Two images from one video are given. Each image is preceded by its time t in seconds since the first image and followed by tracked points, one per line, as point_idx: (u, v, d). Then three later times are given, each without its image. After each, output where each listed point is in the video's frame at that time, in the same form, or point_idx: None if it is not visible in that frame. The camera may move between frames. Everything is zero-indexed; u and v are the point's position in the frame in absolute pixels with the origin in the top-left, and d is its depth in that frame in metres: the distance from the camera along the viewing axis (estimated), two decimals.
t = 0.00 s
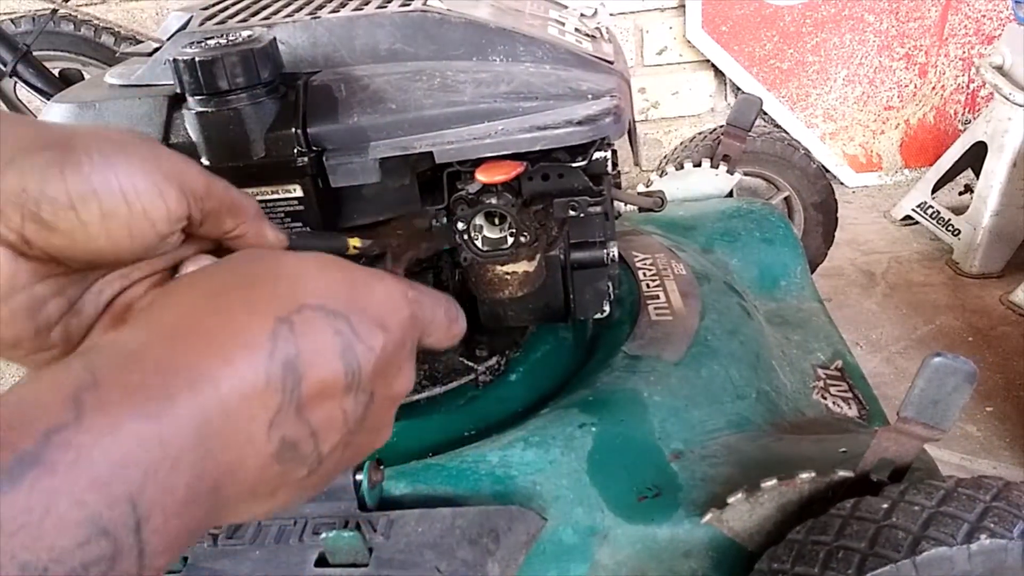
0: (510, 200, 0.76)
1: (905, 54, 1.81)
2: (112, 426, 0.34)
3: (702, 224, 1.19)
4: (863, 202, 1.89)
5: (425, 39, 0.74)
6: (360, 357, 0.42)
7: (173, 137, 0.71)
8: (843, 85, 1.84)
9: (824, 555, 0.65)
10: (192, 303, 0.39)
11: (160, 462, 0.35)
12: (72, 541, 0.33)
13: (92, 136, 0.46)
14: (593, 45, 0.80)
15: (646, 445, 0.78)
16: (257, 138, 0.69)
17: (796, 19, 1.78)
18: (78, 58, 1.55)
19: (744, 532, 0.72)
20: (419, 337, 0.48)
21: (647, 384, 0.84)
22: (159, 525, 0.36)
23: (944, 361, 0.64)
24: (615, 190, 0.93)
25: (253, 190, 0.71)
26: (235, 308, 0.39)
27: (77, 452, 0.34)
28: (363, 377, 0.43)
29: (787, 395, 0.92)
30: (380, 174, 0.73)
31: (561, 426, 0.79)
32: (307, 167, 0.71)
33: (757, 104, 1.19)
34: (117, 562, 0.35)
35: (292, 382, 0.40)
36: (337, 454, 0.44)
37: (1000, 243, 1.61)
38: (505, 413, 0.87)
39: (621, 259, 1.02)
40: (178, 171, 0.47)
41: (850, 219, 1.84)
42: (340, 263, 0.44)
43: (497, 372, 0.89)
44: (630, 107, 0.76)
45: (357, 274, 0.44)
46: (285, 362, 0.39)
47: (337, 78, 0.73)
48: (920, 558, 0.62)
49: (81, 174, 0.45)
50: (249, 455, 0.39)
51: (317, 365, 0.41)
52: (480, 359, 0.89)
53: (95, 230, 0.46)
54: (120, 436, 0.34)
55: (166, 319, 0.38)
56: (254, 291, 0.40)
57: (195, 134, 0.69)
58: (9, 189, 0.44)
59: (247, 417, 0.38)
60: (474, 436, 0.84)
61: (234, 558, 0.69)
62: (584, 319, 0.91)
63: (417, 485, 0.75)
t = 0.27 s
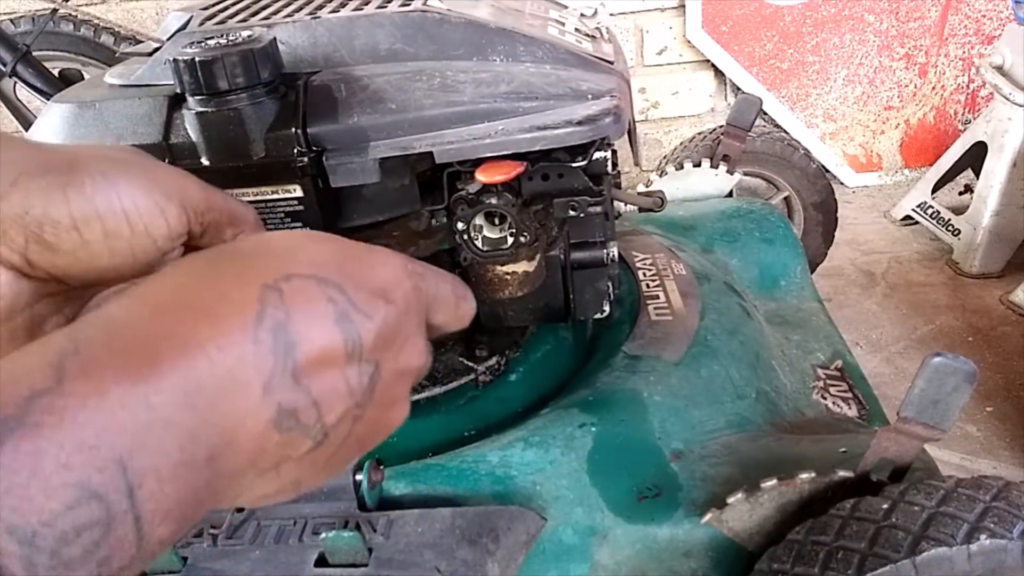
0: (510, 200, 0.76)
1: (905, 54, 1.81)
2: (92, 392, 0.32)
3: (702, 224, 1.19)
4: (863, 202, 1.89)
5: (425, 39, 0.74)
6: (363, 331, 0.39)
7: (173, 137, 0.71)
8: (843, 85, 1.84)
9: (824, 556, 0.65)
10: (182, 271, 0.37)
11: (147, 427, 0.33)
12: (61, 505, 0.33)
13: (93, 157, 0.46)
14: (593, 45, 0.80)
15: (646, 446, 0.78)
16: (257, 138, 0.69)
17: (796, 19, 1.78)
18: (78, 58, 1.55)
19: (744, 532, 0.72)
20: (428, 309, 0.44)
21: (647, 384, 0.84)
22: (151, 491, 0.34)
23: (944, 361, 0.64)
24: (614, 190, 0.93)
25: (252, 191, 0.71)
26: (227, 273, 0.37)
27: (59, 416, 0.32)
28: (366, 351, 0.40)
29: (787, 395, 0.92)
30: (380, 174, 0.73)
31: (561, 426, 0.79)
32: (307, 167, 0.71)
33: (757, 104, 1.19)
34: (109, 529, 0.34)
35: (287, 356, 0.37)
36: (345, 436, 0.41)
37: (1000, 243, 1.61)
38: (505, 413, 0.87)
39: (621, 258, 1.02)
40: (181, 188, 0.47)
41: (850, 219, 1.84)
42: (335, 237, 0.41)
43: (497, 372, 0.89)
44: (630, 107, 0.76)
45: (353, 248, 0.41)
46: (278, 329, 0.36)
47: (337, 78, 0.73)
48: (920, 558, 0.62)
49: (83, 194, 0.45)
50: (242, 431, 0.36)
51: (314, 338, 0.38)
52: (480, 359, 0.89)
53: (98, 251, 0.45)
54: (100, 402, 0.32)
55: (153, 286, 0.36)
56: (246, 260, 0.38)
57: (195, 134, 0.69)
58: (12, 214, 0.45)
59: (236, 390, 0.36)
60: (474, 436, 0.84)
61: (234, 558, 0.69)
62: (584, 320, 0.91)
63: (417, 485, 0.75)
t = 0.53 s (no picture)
0: (510, 200, 0.76)
1: (905, 54, 1.81)
2: (137, 359, 0.32)
3: (702, 224, 1.19)
4: (863, 202, 1.89)
5: (425, 39, 0.74)
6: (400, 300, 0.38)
7: (173, 137, 0.71)
8: (843, 85, 1.84)
9: (825, 555, 0.65)
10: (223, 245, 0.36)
11: (195, 394, 0.32)
12: (109, 471, 0.31)
13: (106, 171, 0.48)
14: (593, 45, 0.80)
15: (647, 446, 0.78)
16: (257, 137, 0.69)
17: (796, 19, 1.78)
18: (77, 58, 1.55)
19: (744, 532, 0.72)
20: (463, 290, 0.43)
21: (647, 384, 0.84)
22: (199, 459, 0.33)
23: (944, 361, 0.64)
24: (614, 191, 0.93)
25: (252, 190, 0.71)
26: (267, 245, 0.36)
27: (104, 384, 0.31)
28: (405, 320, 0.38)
29: (787, 395, 0.92)
30: (380, 174, 0.73)
31: (561, 426, 0.79)
32: (307, 168, 0.71)
33: (756, 104, 1.19)
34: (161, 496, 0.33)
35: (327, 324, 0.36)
36: (390, 412, 0.40)
37: (1000, 243, 1.61)
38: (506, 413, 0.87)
39: (621, 259, 1.02)
40: (190, 198, 0.47)
41: (850, 219, 1.84)
42: (368, 214, 0.40)
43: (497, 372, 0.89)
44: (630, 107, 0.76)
45: (389, 225, 0.40)
46: (319, 299, 0.35)
47: (337, 78, 0.73)
48: (921, 558, 0.62)
49: (96, 204, 0.46)
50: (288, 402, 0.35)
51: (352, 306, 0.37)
52: (480, 359, 0.88)
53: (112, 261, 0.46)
54: (144, 370, 0.32)
55: (191, 262, 0.35)
56: (283, 233, 0.37)
57: (196, 134, 0.69)
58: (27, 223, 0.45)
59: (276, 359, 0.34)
60: (474, 436, 0.84)
61: (234, 558, 0.69)
62: (584, 320, 0.91)
63: (417, 485, 0.75)
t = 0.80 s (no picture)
0: (510, 201, 0.76)
1: (905, 54, 1.81)
2: (200, 304, 0.35)
3: (702, 224, 1.19)
4: (863, 202, 1.89)
5: (425, 39, 0.74)
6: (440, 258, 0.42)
7: (173, 137, 0.71)
8: (843, 85, 1.84)
9: (824, 555, 0.65)
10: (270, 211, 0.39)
11: (260, 337, 0.35)
12: (187, 402, 0.34)
13: (128, 160, 0.58)
14: (593, 45, 0.80)
15: (647, 445, 0.78)
16: (256, 138, 0.69)
17: (796, 19, 1.78)
18: (78, 58, 1.55)
19: (744, 532, 0.72)
20: (492, 259, 0.46)
21: (647, 384, 0.84)
22: (266, 398, 0.36)
23: (944, 361, 0.64)
24: (614, 191, 0.93)
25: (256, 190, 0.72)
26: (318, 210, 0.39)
27: (183, 322, 0.34)
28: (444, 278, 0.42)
29: (787, 395, 0.92)
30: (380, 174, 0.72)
31: (561, 426, 0.79)
32: (308, 168, 0.71)
33: (757, 104, 1.19)
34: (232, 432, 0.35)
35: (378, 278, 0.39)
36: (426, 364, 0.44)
37: (1000, 243, 1.61)
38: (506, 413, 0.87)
39: (621, 258, 1.02)
40: (203, 191, 0.57)
41: (850, 219, 1.84)
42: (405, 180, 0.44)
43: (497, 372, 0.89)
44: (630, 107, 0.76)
45: (420, 192, 0.43)
46: (367, 254, 0.39)
47: (337, 78, 0.73)
48: (920, 558, 0.62)
49: (116, 190, 0.57)
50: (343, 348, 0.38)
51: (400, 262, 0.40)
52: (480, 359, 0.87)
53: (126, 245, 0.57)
54: (219, 314, 0.35)
55: (252, 219, 0.38)
56: (327, 198, 0.40)
57: (195, 134, 0.69)
58: (50, 204, 0.57)
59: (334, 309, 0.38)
60: (474, 436, 0.85)
61: (233, 558, 0.69)
62: (584, 320, 0.91)
63: (417, 485, 0.75)
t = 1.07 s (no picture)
0: (509, 201, 0.76)
1: (905, 54, 1.81)
2: (326, 335, 0.33)
3: (702, 224, 1.19)
4: (863, 202, 1.89)
5: (424, 39, 0.74)
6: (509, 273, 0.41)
7: (172, 136, 0.71)
8: (843, 85, 1.84)
9: (822, 556, 0.65)
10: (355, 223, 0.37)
11: (392, 362, 0.33)
12: (327, 441, 0.32)
13: (133, 158, 0.55)
14: (593, 45, 0.80)
15: (646, 445, 0.78)
16: (256, 137, 0.69)
17: (796, 19, 1.78)
18: (77, 58, 1.55)
19: (743, 532, 0.72)
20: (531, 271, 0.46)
21: (647, 384, 0.84)
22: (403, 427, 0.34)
23: (943, 361, 0.64)
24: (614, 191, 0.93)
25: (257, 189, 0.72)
26: (395, 198, 0.38)
27: (313, 353, 0.32)
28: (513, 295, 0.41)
29: (786, 395, 0.92)
30: (379, 173, 0.73)
31: (560, 426, 0.79)
32: (307, 168, 0.71)
33: (756, 104, 1.19)
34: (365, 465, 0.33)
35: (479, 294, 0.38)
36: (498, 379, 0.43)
37: (1000, 243, 1.61)
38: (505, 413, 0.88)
39: (621, 258, 1.02)
40: (214, 191, 0.55)
41: (850, 219, 1.84)
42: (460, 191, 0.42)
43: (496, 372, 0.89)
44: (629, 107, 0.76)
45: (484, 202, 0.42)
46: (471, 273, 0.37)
47: (336, 78, 0.73)
48: (918, 558, 0.62)
49: (119, 189, 0.54)
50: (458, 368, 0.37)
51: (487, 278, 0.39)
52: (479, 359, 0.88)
53: (127, 245, 0.57)
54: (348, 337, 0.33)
55: (348, 235, 0.36)
56: (414, 207, 0.38)
57: (195, 134, 0.69)
58: (51, 205, 0.55)
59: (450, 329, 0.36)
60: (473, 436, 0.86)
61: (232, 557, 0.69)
62: (584, 320, 0.91)
63: (416, 485, 0.75)
